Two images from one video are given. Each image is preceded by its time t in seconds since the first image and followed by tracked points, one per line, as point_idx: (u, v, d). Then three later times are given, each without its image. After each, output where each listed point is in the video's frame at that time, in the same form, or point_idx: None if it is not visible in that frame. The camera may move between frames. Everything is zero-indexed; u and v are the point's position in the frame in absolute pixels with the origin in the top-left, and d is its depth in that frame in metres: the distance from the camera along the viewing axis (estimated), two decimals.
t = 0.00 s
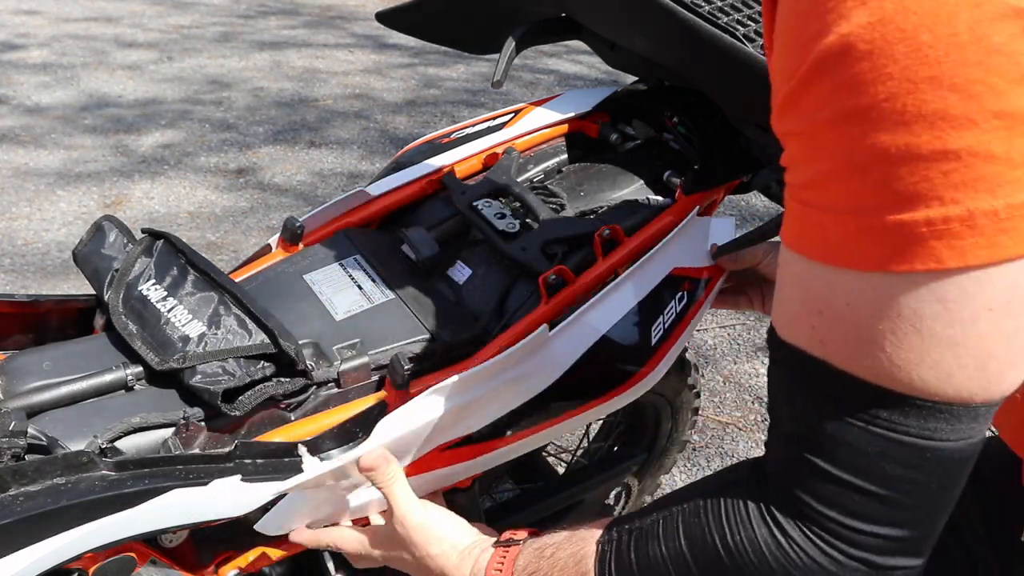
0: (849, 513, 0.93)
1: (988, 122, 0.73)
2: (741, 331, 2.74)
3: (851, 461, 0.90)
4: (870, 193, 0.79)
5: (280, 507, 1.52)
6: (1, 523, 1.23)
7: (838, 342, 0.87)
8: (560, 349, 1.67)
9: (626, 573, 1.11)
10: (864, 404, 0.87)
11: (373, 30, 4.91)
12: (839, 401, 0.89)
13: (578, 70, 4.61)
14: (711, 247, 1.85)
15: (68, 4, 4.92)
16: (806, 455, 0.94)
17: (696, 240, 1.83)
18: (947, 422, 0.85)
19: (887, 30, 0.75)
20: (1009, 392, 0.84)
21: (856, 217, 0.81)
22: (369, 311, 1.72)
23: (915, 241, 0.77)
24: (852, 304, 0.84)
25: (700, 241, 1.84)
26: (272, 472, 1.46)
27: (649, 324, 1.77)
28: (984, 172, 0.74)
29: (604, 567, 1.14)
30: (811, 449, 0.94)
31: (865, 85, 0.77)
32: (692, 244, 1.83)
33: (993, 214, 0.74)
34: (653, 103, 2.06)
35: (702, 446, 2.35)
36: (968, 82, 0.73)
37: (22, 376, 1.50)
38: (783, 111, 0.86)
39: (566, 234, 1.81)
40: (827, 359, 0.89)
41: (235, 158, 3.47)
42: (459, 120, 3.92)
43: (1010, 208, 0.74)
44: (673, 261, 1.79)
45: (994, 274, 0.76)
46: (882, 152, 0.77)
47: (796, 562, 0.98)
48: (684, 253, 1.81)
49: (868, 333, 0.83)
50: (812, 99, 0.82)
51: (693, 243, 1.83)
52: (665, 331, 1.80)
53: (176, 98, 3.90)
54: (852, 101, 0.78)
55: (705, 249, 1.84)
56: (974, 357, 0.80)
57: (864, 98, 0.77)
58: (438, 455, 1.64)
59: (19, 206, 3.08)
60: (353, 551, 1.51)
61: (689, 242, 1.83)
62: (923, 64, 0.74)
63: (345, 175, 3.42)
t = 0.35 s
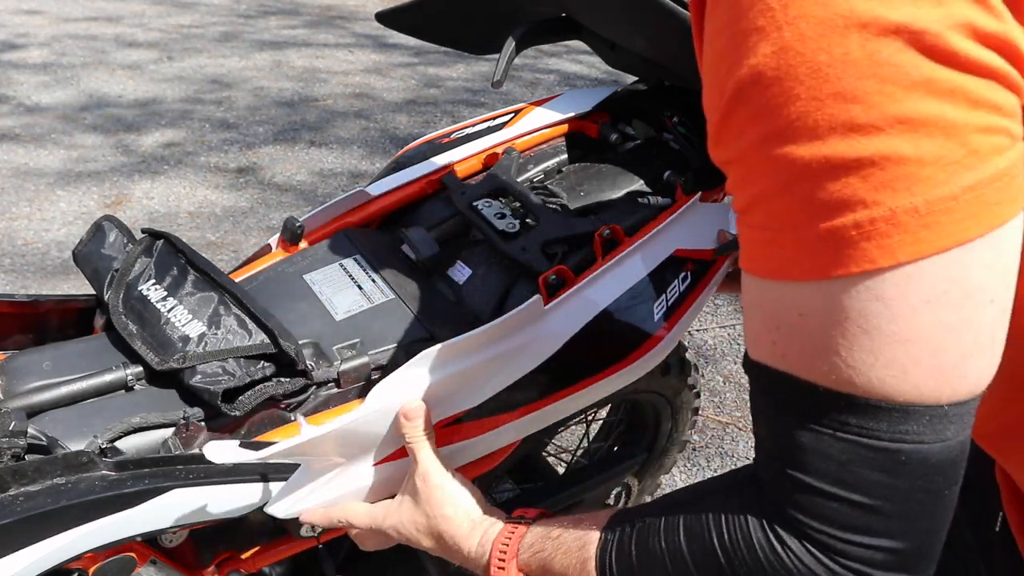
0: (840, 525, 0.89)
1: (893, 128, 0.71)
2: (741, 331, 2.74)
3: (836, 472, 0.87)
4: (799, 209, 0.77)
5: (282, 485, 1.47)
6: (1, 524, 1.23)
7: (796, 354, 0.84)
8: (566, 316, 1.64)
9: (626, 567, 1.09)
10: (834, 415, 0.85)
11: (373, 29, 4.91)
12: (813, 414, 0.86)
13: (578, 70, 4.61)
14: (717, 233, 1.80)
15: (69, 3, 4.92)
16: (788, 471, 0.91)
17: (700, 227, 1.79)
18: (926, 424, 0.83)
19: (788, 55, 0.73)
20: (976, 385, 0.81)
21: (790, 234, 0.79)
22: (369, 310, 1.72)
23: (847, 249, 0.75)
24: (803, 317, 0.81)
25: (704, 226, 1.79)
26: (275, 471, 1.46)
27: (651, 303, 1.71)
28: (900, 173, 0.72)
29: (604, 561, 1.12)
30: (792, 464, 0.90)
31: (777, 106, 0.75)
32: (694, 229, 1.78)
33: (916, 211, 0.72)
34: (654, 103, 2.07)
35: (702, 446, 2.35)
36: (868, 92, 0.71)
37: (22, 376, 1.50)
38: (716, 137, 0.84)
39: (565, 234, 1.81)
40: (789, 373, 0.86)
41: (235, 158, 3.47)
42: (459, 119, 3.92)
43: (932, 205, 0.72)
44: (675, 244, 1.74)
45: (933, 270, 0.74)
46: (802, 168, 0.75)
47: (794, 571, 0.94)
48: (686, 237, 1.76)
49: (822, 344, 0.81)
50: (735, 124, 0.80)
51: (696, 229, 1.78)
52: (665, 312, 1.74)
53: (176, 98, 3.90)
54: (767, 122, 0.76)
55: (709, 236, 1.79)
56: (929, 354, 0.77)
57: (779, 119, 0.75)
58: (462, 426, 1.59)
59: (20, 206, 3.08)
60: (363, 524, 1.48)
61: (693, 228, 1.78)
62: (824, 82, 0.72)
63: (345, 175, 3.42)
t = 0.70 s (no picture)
0: (806, 505, 0.91)
1: (811, 110, 0.75)
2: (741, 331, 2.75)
3: (798, 452, 0.89)
4: (735, 195, 0.81)
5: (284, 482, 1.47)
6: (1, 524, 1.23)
7: (752, 340, 0.87)
8: (556, 303, 1.60)
9: (612, 552, 1.11)
10: (790, 393, 0.87)
11: (373, 29, 4.90)
12: (772, 397, 0.89)
13: (579, 70, 4.60)
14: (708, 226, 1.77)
15: (68, 3, 4.92)
16: (752, 454, 0.93)
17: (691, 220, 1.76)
18: (881, 396, 0.85)
19: (709, 54, 0.77)
20: (922, 353, 0.83)
21: (733, 220, 0.82)
22: (369, 310, 1.73)
23: (782, 224, 0.79)
24: (753, 297, 0.84)
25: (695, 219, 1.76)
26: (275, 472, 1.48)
27: (640, 291, 1.68)
28: (821, 152, 0.75)
29: (592, 548, 1.14)
30: (755, 448, 0.93)
31: (706, 101, 0.79)
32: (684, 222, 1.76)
33: (840, 185, 0.76)
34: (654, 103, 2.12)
35: (702, 446, 2.35)
36: (783, 80, 0.75)
37: (22, 376, 1.50)
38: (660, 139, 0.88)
39: (566, 234, 1.81)
40: (746, 355, 0.89)
41: (235, 158, 3.46)
42: (459, 119, 3.92)
43: (854, 177, 0.76)
44: (663, 235, 1.72)
45: (864, 236, 0.77)
46: (734, 156, 0.79)
47: (768, 553, 0.95)
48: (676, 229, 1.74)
49: (770, 322, 0.84)
50: (672, 123, 0.84)
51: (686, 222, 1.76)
52: (655, 302, 1.71)
53: (176, 98, 3.89)
54: (699, 117, 0.80)
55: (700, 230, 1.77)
56: (870, 321, 0.80)
57: (709, 113, 0.79)
58: (461, 419, 1.55)
59: (20, 206, 3.08)
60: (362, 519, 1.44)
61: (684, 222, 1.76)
62: (743, 74, 0.76)
63: (345, 175, 3.42)
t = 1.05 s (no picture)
0: (778, 512, 0.92)
1: (745, 126, 0.80)
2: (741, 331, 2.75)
3: (766, 459, 0.90)
4: (683, 211, 0.86)
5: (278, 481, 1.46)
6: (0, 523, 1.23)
7: (712, 353, 0.90)
8: (553, 301, 1.60)
9: (594, 566, 1.09)
10: (752, 400, 0.89)
11: (374, 28, 4.89)
12: (735, 406, 0.91)
13: (579, 70, 4.59)
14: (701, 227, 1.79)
15: (68, 2, 4.91)
16: (720, 463, 0.94)
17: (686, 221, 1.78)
18: (840, 399, 0.87)
19: (649, 84, 0.84)
20: (876, 356, 0.86)
21: (683, 236, 0.87)
22: (368, 310, 1.72)
23: (728, 234, 0.83)
24: (709, 310, 0.88)
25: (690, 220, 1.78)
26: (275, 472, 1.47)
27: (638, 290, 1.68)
28: (757, 164, 0.81)
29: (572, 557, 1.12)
30: (722, 457, 0.94)
31: (649, 127, 0.85)
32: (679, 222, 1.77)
33: (778, 194, 0.81)
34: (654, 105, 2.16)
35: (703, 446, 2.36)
36: (716, 101, 0.81)
37: (21, 376, 1.50)
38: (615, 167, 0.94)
39: (565, 234, 1.81)
40: (707, 367, 0.92)
41: (235, 157, 3.46)
42: (459, 119, 3.91)
43: (790, 186, 0.80)
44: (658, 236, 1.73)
45: (807, 243, 0.82)
46: (680, 174, 0.84)
47: (746, 562, 0.95)
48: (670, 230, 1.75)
49: (726, 330, 0.87)
50: (624, 150, 0.90)
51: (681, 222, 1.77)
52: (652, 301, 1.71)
53: (176, 97, 3.89)
54: (646, 141, 0.86)
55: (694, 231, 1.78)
56: (820, 323, 0.83)
57: (654, 136, 0.85)
58: (458, 414, 1.55)
59: (19, 206, 3.08)
60: (355, 522, 1.45)
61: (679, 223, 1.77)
62: (681, 98, 0.83)
63: (345, 174, 3.41)
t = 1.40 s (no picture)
0: (791, 546, 1.00)
1: (728, 172, 0.87)
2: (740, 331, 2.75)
3: (775, 497, 0.98)
4: (676, 254, 0.93)
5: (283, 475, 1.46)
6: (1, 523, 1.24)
7: (711, 388, 0.97)
8: (556, 297, 1.59)
9: None
10: (759, 440, 0.96)
11: (373, 28, 4.89)
12: (741, 446, 0.98)
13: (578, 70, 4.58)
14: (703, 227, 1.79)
15: (67, 2, 4.90)
16: (733, 503, 1.02)
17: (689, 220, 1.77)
18: (842, 436, 0.94)
19: (633, 133, 0.91)
20: (877, 386, 0.93)
21: (678, 277, 0.94)
22: (368, 310, 1.72)
23: (722, 278, 0.90)
24: (708, 349, 0.95)
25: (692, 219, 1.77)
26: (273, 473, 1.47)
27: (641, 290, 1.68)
28: (742, 208, 0.87)
29: None
30: (733, 497, 1.02)
31: (635, 175, 0.92)
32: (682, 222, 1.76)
33: (764, 237, 0.87)
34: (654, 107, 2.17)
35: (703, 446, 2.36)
36: (698, 148, 0.88)
37: (22, 376, 1.51)
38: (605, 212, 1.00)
39: (565, 234, 1.81)
40: (711, 408, 0.99)
41: (235, 157, 3.46)
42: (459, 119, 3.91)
43: (775, 227, 0.87)
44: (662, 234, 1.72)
45: (798, 281, 0.88)
46: (671, 220, 0.91)
47: None
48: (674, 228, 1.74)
49: (726, 372, 0.94)
50: (614, 197, 0.96)
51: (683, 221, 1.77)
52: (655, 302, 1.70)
53: (175, 97, 3.89)
54: (634, 190, 0.93)
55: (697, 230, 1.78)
56: (816, 360, 0.90)
57: (642, 185, 0.92)
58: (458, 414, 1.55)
59: (19, 206, 3.07)
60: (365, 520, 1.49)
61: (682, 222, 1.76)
62: (665, 147, 0.89)
63: (345, 174, 3.41)
